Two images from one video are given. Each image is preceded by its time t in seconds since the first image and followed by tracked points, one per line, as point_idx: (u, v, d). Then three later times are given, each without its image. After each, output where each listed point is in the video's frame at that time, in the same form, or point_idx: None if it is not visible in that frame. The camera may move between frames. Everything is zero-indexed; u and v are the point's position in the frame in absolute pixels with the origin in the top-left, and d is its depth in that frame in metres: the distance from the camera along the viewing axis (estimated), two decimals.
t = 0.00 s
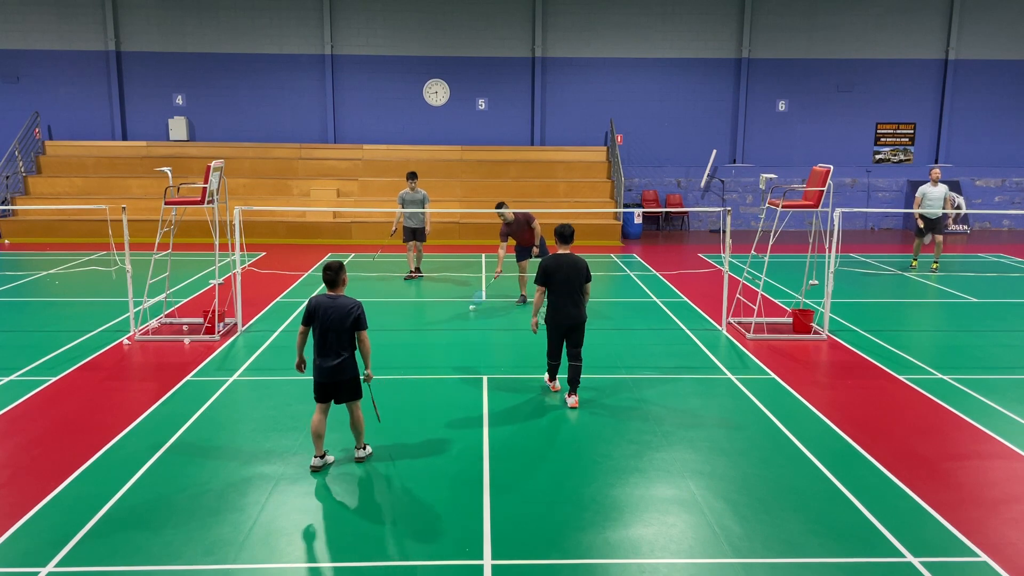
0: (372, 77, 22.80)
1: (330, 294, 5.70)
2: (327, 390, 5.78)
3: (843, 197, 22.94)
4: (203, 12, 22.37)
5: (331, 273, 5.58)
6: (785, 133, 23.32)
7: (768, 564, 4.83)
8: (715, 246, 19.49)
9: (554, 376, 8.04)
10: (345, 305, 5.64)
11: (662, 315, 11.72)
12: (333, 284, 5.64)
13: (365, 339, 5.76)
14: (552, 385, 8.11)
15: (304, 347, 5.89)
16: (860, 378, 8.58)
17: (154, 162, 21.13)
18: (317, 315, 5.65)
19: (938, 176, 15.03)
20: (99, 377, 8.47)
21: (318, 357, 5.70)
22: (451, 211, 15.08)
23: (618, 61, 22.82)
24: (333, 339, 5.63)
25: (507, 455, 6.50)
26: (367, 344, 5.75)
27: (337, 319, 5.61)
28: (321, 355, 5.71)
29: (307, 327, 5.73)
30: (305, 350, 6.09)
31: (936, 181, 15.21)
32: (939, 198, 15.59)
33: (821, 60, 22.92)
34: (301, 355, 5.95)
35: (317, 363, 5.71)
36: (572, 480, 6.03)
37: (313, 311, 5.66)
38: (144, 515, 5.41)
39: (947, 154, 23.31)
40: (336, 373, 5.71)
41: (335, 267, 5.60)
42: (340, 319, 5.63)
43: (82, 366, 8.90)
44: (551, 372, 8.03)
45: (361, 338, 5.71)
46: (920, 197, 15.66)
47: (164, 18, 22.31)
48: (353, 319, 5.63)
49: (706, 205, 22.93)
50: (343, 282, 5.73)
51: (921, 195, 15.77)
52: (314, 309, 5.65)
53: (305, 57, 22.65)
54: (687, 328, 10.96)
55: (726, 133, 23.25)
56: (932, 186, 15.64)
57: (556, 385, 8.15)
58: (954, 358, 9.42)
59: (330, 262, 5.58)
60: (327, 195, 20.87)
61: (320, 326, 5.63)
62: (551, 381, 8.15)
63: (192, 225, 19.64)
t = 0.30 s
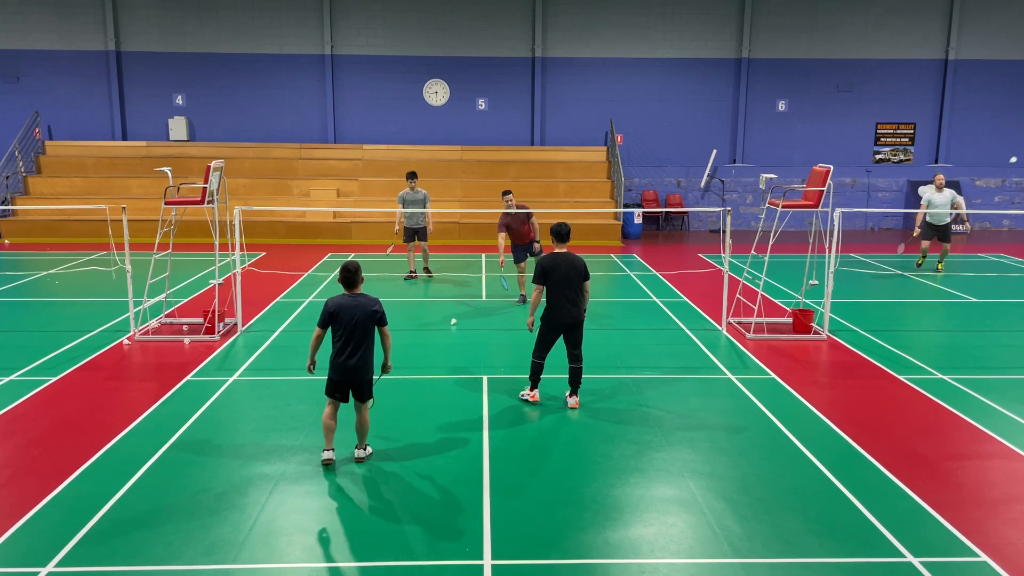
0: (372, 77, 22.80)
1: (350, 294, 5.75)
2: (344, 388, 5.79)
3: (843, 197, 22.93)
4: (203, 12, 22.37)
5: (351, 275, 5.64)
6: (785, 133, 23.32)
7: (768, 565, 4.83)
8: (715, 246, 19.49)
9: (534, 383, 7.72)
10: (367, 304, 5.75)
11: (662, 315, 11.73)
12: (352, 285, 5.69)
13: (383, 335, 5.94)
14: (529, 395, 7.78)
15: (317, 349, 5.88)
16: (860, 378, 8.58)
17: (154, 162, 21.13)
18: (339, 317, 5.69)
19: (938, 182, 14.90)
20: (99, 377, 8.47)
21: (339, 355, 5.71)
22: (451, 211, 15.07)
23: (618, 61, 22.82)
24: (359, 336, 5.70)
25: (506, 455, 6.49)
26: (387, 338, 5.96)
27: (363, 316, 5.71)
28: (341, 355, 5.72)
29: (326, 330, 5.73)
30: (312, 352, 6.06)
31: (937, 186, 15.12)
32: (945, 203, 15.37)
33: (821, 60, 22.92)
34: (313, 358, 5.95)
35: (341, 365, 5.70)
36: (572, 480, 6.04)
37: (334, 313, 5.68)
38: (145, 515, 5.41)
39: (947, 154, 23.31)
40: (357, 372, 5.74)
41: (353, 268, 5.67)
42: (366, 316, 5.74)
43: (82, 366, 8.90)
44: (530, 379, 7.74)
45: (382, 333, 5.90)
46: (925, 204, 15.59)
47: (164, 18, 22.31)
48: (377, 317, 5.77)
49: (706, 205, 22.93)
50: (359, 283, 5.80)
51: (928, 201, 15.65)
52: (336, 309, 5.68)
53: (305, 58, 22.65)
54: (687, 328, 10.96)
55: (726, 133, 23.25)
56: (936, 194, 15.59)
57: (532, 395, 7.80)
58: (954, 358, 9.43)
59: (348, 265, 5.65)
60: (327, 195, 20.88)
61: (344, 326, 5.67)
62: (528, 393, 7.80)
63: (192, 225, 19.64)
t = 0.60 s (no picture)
0: (372, 76, 22.80)
1: (361, 298, 5.71)
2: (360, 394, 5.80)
3: (843, 197, 22.91)
4: (203, 12, 22.37)
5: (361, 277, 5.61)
6: (785, 133, 23.32)
7: (768, 564, 4.83)
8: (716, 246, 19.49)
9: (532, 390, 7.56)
10: (378, 306, 5.73)
11: (662, 315, 11.72)
12: (362, 287, 5.66)
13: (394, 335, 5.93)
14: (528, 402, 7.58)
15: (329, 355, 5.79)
16: (860, 378, 8.58)
17: (154, 162, 21.12)
18: (353, 321, 5.63)
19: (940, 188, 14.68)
20: (99, 377, 8.46)
21: (357, 361, 5.68)
22: (451, 211, 15.06)
23: (618, 61, 22.82)
24: (375, 343, 5.69)
25: (506, 455, 6.49)
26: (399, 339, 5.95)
27: (378, 321, 5.70)
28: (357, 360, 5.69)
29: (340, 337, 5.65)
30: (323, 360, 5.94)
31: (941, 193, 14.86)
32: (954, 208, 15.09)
33: (822, 60, 22.92)
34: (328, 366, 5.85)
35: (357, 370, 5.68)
36: (572, 479, 6.04)
37: (348, 318, 5.61)
38: (145, 515, 5.41)
39: (947, 154, 23.32)
40: (374, 377, 5.76)
41: (365, 270, 5.65)
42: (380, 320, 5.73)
43: (82, 366, 8.89)
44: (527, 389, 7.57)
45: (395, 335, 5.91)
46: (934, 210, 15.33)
47: (164, 17, 22.31)
48: (390, 319, 5.77)
49: (706, 205, 22.91)
50: (369, 285, 5.77)
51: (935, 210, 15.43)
52: (349, 314, 5.61)
53: (305, 57, 22.64)
54: (687, 328, 10.95)
55: (726, 133, 23.24)
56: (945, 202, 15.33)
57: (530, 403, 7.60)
58: (954, 359, 9.42)
59: (360, 267, 5.63)
60: (326, 195, 20.88)
61: (359, 331, 5.64)
62: (526, 402, 7.60)
63: (192, 225, 19.64)
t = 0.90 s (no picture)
0: (372, 76, 22.80)
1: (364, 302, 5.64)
2: (371, 399, 5.69)
3: (843, 197, 22.92)
4: (203, 12, 22.37)
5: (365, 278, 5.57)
6: (785, 133, 23.32)
7: (768, 564, 4.83)
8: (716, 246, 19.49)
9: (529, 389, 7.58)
10: (384, 308, 5.67)
11: (662, 315, 11.72)
12: (367, 290, 5.62)
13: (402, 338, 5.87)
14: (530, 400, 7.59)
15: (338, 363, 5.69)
16: (860, 378, 8.58)
17: (154, 162, 21.12)
18: (361, 325, 5.57)
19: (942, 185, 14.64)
20: (99, 377, 8.46)
21: (365, 367, 5.58)
22: (452, 211, 15.06)
23: (618, 61, 22.82)
24: (385, 344, 5.61)
25: (507, 455, 6.49)
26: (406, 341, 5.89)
27: (382, 323, 5.62)
28: (368, 363, 5.59)
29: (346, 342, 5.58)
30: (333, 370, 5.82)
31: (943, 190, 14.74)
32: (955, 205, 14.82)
33: (822, 60, 22.92)
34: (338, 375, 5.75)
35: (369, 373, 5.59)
36: (572, 479, 6.03)
37: (355, 322, 5.55)
38: (145, 514, 5.42)
39: (946, 154, 23.32)
40: (384, 381, 5.67)
41: (368, 271, 5.61)
42: (385, 322, 5.65)
43: (82, 365, 8.90)
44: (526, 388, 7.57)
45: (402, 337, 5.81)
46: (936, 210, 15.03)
47: (163, 18, 22.31)
48: (396, 321, 5.71)
49: (706, 205, 22.90)
50: (373, 288, 5.73)
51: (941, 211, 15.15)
52: (354, 317, 5.55)
53: (305, 58, 22.64)
54: (687, 328, 10.95)
55: (726, 133, 23.24)
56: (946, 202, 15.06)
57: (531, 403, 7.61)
58: (954, 359, 9.42)
59: (363, 268, 5.59)
60: (327, 195, 20.88)
61: (366, 333, 5.56)
62: (525, 401, 7.61)
63: (192, 226, 19.64)
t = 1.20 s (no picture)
0: (372, 76, 22.79)
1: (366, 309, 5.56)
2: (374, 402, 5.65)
3: (842, 197, 22.93)
4: (203, 12, 22.37)
5: (371, 281, 5.51)
6: (785, 133, 23.32)
7: (768, 565, 4.83)
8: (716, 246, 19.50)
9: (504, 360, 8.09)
10: (390, 312, 5.58)
11: (662, 315, 11.73)
12: (374, 292, 5.56)
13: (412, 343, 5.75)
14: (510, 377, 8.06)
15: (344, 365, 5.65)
16: (860, 378, 8.58)
17: (154, 162, 21.12)
18: (365, 327, 5.53)
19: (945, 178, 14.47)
20: (99, 377, 8.46)
21: (368, 370, 5.54)
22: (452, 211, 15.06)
23: (618, 61, 22.82)
24: (387, 349, 5.53)
25: (507, 455, 6.49)
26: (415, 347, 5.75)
27: (386, 327, 5.52)
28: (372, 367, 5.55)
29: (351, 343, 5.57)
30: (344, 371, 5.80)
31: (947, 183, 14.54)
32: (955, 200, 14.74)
33: (822, 60, 22.92)
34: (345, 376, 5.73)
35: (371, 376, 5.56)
36: (572, 480, 6.03)
37: (358, 324, 5.53)
38: (145, 514, 5.42)
39: (947, 154, 23.32)
40: (388, 385, 5.59)
41: (375, 274, 5.54)
42: (389, 327, 5.55)
43: (82, 366, 8.90)
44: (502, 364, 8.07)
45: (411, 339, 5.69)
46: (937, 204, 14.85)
47: (163, 18, 22.32)
48: (402, 325, 5.61)
49: (706, 205, 22.91)
50: (383, 290, 5.66)
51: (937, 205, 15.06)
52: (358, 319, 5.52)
53: (305, 58, 22.65)
54: (687, 328, 10.95)
55: (726, 133, 23.24)
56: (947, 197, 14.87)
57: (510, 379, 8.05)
58: (955, 359, 9.43)
59: (370, 271, 5.53)
60: (327, 195, 20.89)
61: (368, 336, 5.51)
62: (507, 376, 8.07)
63: (192, 226, 19.64)
